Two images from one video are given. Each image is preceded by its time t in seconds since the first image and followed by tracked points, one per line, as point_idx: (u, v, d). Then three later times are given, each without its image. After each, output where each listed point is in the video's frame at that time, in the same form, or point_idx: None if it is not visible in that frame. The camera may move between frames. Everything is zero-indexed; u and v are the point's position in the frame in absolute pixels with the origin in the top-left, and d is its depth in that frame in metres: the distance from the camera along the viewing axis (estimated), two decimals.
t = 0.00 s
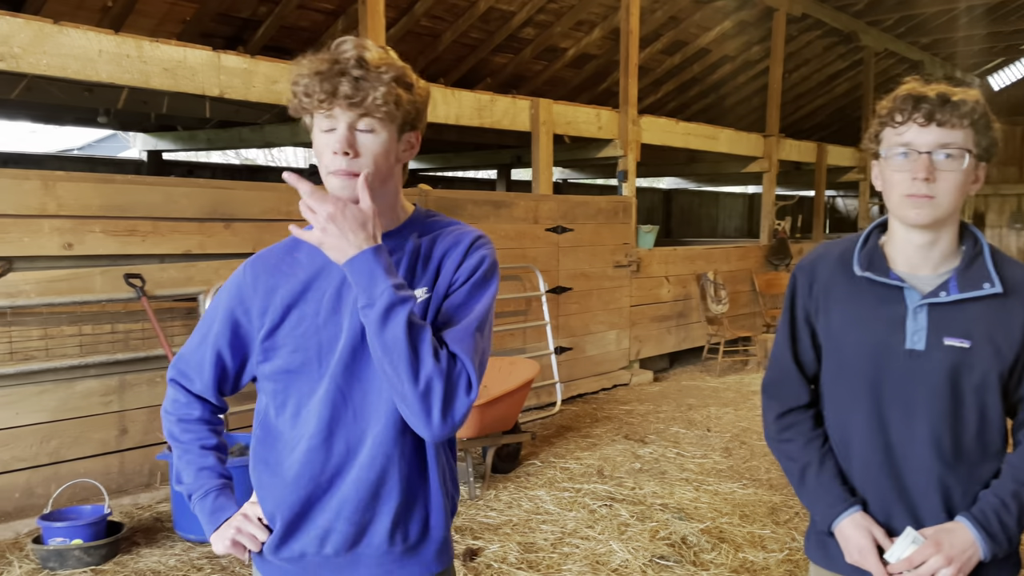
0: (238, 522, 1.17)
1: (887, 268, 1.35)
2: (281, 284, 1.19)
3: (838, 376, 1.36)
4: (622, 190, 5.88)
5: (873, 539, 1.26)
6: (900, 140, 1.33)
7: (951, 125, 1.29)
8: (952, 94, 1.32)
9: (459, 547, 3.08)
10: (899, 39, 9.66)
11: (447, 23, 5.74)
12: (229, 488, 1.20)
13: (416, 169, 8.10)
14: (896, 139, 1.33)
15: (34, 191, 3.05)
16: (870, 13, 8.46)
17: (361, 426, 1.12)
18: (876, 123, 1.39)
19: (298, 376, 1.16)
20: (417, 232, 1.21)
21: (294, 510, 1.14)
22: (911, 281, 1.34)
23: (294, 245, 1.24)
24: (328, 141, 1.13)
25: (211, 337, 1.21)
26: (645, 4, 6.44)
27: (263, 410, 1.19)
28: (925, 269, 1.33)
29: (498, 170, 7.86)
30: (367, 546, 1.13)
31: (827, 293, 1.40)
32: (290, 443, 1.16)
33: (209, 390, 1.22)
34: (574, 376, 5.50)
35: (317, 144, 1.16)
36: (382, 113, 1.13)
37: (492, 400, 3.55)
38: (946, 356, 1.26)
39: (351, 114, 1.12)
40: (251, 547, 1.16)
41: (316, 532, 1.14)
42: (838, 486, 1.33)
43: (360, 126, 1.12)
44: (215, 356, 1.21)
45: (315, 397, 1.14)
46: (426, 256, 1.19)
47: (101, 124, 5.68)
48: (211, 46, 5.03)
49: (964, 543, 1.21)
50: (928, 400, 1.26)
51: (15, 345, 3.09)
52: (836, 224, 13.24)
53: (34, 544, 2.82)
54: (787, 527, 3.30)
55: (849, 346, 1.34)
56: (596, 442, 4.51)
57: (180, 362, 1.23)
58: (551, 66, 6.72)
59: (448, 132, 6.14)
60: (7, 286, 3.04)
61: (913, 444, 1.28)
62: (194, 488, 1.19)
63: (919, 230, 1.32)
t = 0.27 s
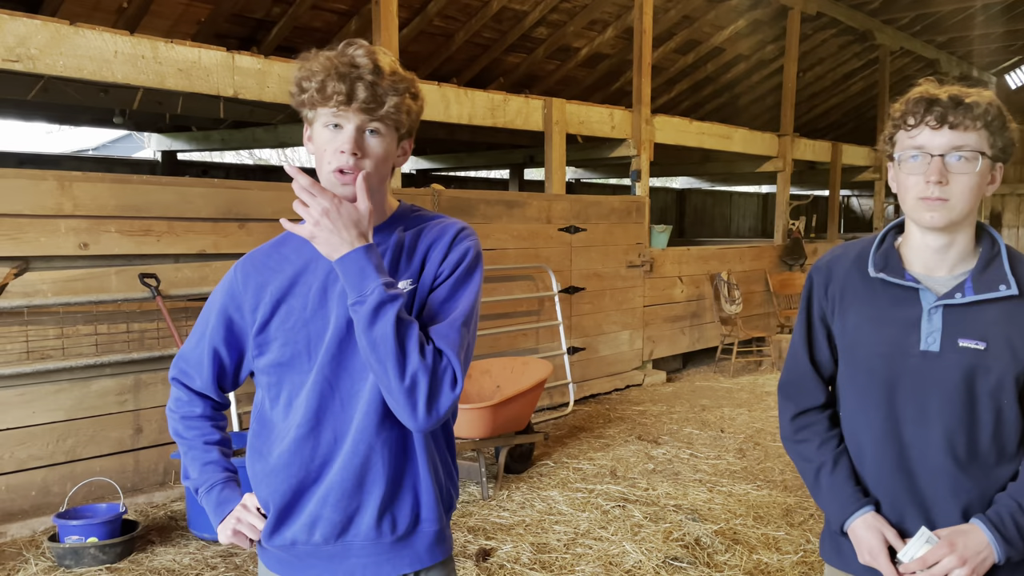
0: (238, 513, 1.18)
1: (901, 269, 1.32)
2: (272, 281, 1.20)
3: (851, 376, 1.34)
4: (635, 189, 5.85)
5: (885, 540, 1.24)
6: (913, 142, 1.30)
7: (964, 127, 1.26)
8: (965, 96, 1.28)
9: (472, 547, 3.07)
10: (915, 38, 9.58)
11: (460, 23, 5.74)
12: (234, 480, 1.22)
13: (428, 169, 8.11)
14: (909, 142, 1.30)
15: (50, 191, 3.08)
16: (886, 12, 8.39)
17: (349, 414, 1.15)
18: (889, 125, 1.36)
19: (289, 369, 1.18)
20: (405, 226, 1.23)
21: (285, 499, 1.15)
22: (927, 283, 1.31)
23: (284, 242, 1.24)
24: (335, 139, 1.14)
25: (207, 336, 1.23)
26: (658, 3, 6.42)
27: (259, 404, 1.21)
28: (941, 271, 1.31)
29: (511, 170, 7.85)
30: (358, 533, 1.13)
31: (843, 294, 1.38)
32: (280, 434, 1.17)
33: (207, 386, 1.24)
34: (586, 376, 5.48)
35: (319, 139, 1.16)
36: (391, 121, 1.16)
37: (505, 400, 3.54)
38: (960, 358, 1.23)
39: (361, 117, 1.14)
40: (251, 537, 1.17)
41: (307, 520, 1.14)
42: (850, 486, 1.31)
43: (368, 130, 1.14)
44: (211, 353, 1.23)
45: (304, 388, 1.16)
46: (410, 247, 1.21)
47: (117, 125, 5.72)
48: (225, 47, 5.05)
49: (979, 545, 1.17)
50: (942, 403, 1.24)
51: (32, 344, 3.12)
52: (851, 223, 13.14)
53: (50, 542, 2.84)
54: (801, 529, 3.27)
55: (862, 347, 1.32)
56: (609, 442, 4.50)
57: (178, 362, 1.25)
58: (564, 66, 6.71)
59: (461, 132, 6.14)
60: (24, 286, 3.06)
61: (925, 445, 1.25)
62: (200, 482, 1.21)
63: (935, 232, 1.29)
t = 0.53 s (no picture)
0: (235, 512, 1.18)
1: (898, 268, 1.31)
2: (268, 283, 1.20)
3: (850, 376, 1.33)
4: (639, 189, 5.84)
5: (877, 539, 1.23)
6: (908, 140, 1.29)
7: (958, 124, 1.25)
8: (960, 93, 1.28)
9: (475, 547, 3.06)
10: (921, 37, 9.53)
11: (464, 22, 5.74)
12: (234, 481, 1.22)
13: (433, 169, 8.11)
14: (904, 140, 1.30)
15: (54, 190, 3.08)
16: (892, 11, 8.35)
17: (345, 412, 1.14)
18: (888, 124, 1.36)
19: (285, 370, 1.18)
20: (399, 226, 1.23)
21: (282, 497, 1.15)
22: (924, 282, 1.30)
23: (280, 244, 1.24)
24: (319, 141, 1.15)
25: (206, 340, 1.23)
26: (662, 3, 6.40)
27: (257, 406, 1.21)
28: (938, 269, 1.29)
29: (515, 169, 7.85)
30: (354, 530, 1.13)
31: (841, 293, 1.37)
32: (276, 433, 1.17)
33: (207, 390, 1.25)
34: (590, 376, 5.47)
35: (303, 142, 1.17)
36: (374, 120, 1.17)
37: (509, 400, 3.53)
38: (956, 357, 1.22)
39: (342, 117, 1.15)
40: (247, 535, 1.17)
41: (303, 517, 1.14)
42: (845, 485, 1.30)
43: (350, 129, 1.15)
44: (210, 357, 1.23)
45: (299, 389, 1.15)
46: (403, 246, 1.21)
47: (121, 125, 5.73)
48: (230, 47, 5.06)
49: (968, 545, 1.16)
50: (938, 402, 1.22)
51: (36, 344, 3.12)
52: (857, 223, 13.10)
53: (54, 541, 2.85)
54: (806, 530, 3.26)
55: (858, 346, 1.31)
56: (613, 442, 4.49)
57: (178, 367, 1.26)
58: (568, 65, 6.70)
59: (465, 132, 6.14)
60: (28, 285, 3.07)
61: (921, 444, 1.24)
62: (200, 483, 1.20)
63: (931, 230, 1.28)
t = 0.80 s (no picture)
0: (230, 517, 1.18)
1: (886, 267, 1.32)
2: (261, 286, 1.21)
3: (839, 375, 1.33)
4: (637, 189, 5.85)
5: (865, 537, 1.23)
6: (898, 139, 1.30)
7: (948, 124, 1.26)
8: (950, 93, 1.28)
9: (471, 547, 3.06)
10: (918, 37, 9.55)
11: (461, 22, 5.74)
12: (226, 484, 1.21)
13: (430, 169, 8.11)
14: (895, 139, 1.31)
15: (50, 191, 3.08)
16: (888, 11, 8.36)
17: (342, 413, 1.15)
18: (877, 124, 1.37)
19: (281, 372, 1.18)
20: (391, 227, 1.24)
21: (280, 497, 1.16)
22: (912, 281, 1.30)
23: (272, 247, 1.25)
24: (317, 145, 1.17)
25: (199, 344, 1.24)
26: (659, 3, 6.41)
27: (252, 409, 1.22)
28: (926, 269, 1.29)
29: (512, 169, 7.85)
30: (352, 530, 1.14)
31: (831, 293, 1.37)
32: (274, 434, 1.18)
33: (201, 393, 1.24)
34: (588, 376, 5.48)
35: (299, 146, 1.19)
36: (369, 123, 1.19)
37: (506, 400, 3.53)
38: (943, 355, 1.22)
39: (339, 121, 1.16)
40: (244, 539, 1.17)
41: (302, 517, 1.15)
42: (835, 484, 1.30)
43: (346, 132, 1.17)
44: (203, 361, 1.23)
45: (295, 390, 1.16)
46: (398, 248, 1.22)
47: (118, 125, 5.72)
48: (226, 47, 5.05)
49: (954, 543, 1.16)
50: (925, 401, 1.23)
51: (32, 344, 3.12)
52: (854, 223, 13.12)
53: (50, 542, 2.84)
54: (802, 529, 3.26)
55: (847, 346, 1.32)
56: (610, 442, 4.49)
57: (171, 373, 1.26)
58: (565, 65, 6.70)
59: (463, 132, 6.14)
60: (24, 286, 3.07)
61: (909, 443, 1.24)
62: (193, 487, 1.20)
63: (920, 229, 1.28)
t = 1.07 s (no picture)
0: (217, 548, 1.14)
1: (870, 265, 1.33)
2: (253, 287, 1.21)
3: (826, 374, 1.34)
4: (628, 189, 5.86)
5: (850, 533, 1.24)
6: (884, 137, 1.31)
7: (934, 122, 1.27)
8: (935, 92, 1.29)
9: (463, 547, 3.06)
10: (908, 37, 9.59)
11: (453, 22, 5.74)
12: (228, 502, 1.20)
13: (423, 169, 8.10)
14: (881, 137, 1.32)
15: (40, 190, 3.06)
16: (878, 11, 8.40)
17: (340, 415, 1.17)
18: (862, 122, 1.37)
19: (277, 374, 1.19)
20: (383, 227, 1.24)
21: (276, 499, 1.18)
22: (896, 279, 1.31)
23: (262, 248, 1.24)
24: (309, 145, 1.18)
25: (194, 347, 1.23)
26: (651, 3, 6.42)
27: (247, 411, 1.22)
28: (910, 266, 1.31)
29: (505, 169, 7.86)
30: (347, 532, 1.16)
31: (815, 291, 1.38)
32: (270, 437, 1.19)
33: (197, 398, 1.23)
34: (580, 375, 5.49)
35: (290, 146, 1.20)
36: (360, 121, 1.20)
37: (498, 400, 3.53)
38: (926, 352, 1.23)
39: (331, 120, 1.17)
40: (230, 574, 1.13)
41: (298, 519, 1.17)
42: (820, 480, 1.31)
43: (338, 132, 1.18)
44: (198, 364, 1.23)
45: (292, 392, 1.18)
46: (392, 250, 1.22)
47: (108, 124, 5.70)
48: (217, 45, 5.03)
49: (938, 536, 1.17)
50: (910, 398, 1.24)
51: (21, 344, 3.10)
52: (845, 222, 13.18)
53: (40, 543, 2.83)
54: (792, 527, 3.28)
55: (833, 343, 1.33)
56: (602, 441, 4.50)
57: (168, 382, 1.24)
58: (557, 65, 6.71)
59: (455, 132, 6.14)
60: (13, 286, 3.05)
61: (894, 440, 1.25)
62: (188, 500, 1.18)
63: (903, 226, 1.29)
